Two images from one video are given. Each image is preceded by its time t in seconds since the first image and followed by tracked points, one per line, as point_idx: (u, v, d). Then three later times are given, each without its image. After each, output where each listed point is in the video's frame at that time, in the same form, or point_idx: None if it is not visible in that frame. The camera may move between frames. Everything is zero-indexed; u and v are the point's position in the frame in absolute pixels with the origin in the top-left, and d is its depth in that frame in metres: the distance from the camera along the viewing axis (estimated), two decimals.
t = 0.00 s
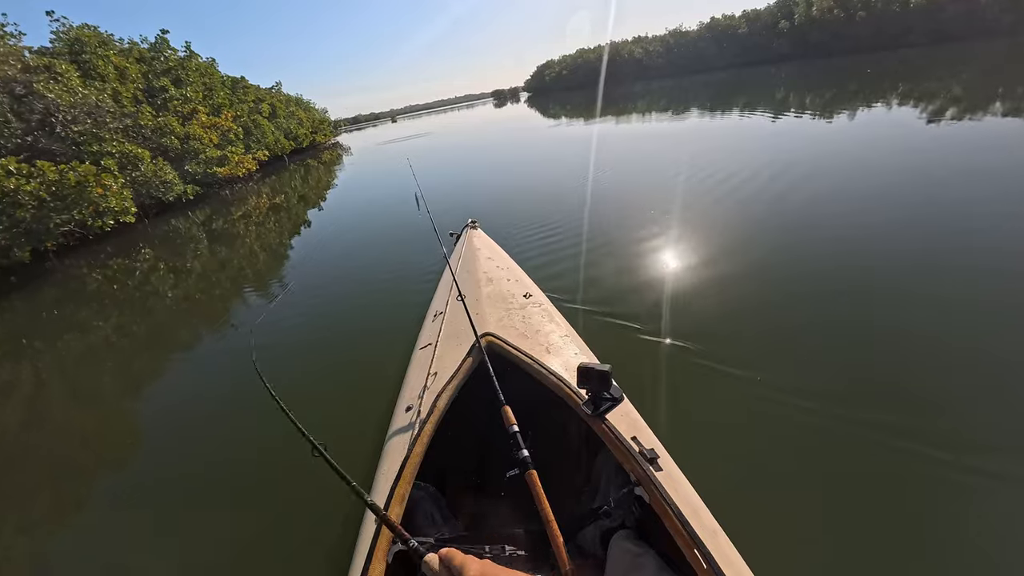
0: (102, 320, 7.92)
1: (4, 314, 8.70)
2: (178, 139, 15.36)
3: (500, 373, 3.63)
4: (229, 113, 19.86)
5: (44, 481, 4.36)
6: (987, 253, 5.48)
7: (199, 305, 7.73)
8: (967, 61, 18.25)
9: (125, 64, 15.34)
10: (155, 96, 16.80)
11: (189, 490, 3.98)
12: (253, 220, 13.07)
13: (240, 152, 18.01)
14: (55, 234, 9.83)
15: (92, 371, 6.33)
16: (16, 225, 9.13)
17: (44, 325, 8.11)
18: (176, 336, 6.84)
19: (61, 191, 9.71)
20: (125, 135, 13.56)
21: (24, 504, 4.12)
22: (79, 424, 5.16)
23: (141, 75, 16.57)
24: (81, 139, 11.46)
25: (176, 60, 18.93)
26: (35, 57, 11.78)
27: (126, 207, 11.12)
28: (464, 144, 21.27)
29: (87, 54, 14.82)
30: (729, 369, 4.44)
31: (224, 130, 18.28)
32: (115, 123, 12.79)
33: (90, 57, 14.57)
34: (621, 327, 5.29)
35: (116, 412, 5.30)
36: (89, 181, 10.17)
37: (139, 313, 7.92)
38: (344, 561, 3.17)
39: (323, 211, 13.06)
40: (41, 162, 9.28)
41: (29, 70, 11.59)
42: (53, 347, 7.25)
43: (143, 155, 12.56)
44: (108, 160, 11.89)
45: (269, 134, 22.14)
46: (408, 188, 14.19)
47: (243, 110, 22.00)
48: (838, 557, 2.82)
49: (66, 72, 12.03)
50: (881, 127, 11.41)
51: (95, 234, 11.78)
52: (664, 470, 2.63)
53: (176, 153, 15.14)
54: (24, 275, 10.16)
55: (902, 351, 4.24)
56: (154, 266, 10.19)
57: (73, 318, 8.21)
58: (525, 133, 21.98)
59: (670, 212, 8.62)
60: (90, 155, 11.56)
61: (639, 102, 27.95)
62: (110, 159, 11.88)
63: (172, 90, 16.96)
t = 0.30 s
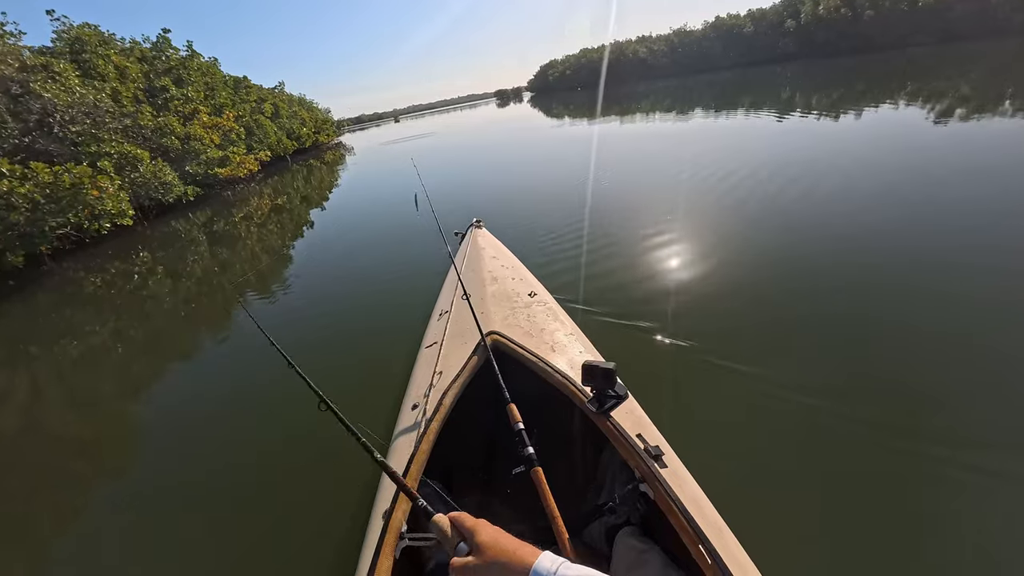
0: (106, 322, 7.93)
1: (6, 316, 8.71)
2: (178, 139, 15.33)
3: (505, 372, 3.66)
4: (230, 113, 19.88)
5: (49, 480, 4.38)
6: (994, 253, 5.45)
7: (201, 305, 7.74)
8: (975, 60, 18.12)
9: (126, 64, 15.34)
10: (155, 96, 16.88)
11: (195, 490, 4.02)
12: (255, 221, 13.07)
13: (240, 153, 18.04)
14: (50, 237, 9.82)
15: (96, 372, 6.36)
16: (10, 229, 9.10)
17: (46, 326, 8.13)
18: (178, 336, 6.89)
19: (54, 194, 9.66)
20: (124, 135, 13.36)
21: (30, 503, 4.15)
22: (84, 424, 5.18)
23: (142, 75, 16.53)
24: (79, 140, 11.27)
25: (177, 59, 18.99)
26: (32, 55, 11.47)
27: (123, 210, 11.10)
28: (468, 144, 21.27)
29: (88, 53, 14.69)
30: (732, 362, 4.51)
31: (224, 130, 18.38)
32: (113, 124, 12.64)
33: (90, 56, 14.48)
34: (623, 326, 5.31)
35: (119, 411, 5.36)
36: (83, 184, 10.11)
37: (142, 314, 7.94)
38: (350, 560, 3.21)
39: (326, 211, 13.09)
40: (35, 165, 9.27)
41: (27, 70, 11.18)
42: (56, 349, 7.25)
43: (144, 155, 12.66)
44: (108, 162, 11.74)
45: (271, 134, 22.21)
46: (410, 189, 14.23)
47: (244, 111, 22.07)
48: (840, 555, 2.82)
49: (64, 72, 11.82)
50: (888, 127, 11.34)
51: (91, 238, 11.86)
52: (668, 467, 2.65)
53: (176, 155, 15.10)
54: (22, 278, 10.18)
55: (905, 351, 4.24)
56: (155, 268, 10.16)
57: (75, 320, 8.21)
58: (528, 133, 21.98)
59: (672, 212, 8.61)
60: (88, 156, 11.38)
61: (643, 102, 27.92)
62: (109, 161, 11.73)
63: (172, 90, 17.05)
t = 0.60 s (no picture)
0: (103, 325, 7.90)
1: (2, 321, 8.67)
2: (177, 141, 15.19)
3: (506, 372, 3.67)
4: (230, 113, 19.84)
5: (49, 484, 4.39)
6: (997, 254, 5.43)
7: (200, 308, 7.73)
8: (982, 60, 18.00)
9: (123, 64, 15.31)
10: (153, 96, 16.83)
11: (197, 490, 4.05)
12: (254, 223, 12.96)
13: (239, 154, 17.98)
14: (39, 241, 9.81)
15: (94, 375, 6.35)
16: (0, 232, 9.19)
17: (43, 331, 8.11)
18: (177, 337, 6.91)
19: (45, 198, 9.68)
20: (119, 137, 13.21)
21: (31, 505, 4.17)
22: (85, 427, 5.19)
23: (140, 75, 16.49)
24: (73, 141, 11.32)
25: (176, 59, 19.03)
26: (26, 54, 11.49)
27: (115, 213, 11.10)
28: (469, 144, 21.27)
29: (85, 53, 14.57)
30: (728, 364, 4.50)
31: (222, 130, 18.28)
32: (110, 125, 12.57)
33: (87, 56, 14.46)
34: (624, 327, 5.31)
35: (119, 411, 5.39)
36: (75, 187, 10.15)
37: (138, 319, 7.88)
38: (351, 561, 3.22)
39: (327, 212, 13.10)
40: (25, 168, 9.35)
41: (20, 69, 11.25)
42: (51, 354, 7.21)
43: (139, 156, 12.54)
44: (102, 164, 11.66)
45: (271, 134, 22.24)
46: (411, 189, 14.23)
47: (244, 111, 22.12)
48: (839, 556, 2.83)
49: (58, 71, 11.81)
50: (893, 128, 11.27)
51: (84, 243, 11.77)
52: (668, 468, 2.66)
53: (174, 156, 14.89)
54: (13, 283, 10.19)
55: (906, 351, 4.24)
56: (150, 273, 10.10)
57: (70, 325, 8.15)
58: (530, 133, 21.97)
59: (673, 212, 8.61)
60: (82, 158, 11.34)
61: (645, 102, 27.89)
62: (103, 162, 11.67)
63: (171, 89, 17.04)
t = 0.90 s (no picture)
0: (97, 329, 7.85)
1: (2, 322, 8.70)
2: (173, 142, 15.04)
3: (507, 371, 3.67)
4: (229, 113, 19.76)
5: (48, 488, 4.39)
6: (1002, 254, 5.40)
7: (198, 310, 7.71)
8: (989, 60, 17.88)
9: (120, 63, 15.41)
10: (150, 96, 16.50)
11: (199, 490, 4.06)
12: (253, 225, 12.90)
13: (238, 155, 17.96)
14: (30, 246, 9.78)
15: (90, 379, 6.32)
16: None
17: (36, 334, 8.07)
18: (177, 338, 6.93)
19: (34, 201, 9.67)
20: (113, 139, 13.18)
21: (30, 509, 4.16)
22: (84, 430, 5.19)
23: (136, 75, 16.26)
24: (66, 142, 11.29)
25: (174, 59, 19.04)
26: (18, 53, 11.51)
27: (108, 217, 11.07)
28: (471, 144, 21.24)
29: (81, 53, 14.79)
30: (737, 368, 4.44)
31: (220, 130, 18.18)
32: (105, 125, 12.63)
33: (83, 57, 14.60)
34: (625, 327, 5.31)
35: (120, 412, 5.41)
36: (64, 191, 10.13)
37: (134, 321, 7.85)
38: (352, 559, 3.24)
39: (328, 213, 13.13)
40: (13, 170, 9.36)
41: (13, 68, 11.27)
42: (44, 358, 7.16)
43: (136, 158, 12.62)
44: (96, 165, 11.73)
45: (272, 135, 22.30)
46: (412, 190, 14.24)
47: (244, 111, 22.18)
48: (840, 555, 2.82)
49: (52, 72, 11.92)
50: (896, 128, 11.21)
51: (75, 248, 11.66)
52: (669, 468, 2.65)
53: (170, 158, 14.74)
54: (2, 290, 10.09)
55: (905, 349, 4.25)
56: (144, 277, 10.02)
57: (63, 330, 8.07)
58: (532, 133, 21.99)
59: (675, 212, 8.61)
60: (76, 159, 11.36)
61: (648, 103, 27.86)
62: (96, 163, 11.73)
63: (169, 89, 16.71)
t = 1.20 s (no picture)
0: (95, 331, 7.74)
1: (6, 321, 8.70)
2: (175, 143, 15.00)
3: (514, 370, 3.67)
4: (231, 113, 19.89)
5: (47, 489, 4.31)
6: (1012, 253, 5.38)
7: (198, 312, 7.63)
8: (998, 60, 17.76)
9: (120, 62, 15.28)
10: (151, 95, 16.47)
11: (205, 489, 4.04)
12: (256, 226, 12.89)
13: (240, 156, 18.11)
14: (23, 250, 9.44)
15: (87, 382, 6.22)
16: None
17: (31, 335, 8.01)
18: (180, 336, 6.96)
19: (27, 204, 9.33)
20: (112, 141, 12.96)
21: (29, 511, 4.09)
22: (82, 433, 5.10)
23: (138, 74, 16.33)
24: (64, 143, 11.04)
25: (176, 58, 19.13)
26: (13, 51, 11.25)
27: (104, 220, 10.94)
28: (474, 145, 21.20)
29: (82, 52, 14.79)
30: (745, 368, 4.41)
31: (221, 130, 18.30)
32: (105, 126, 12.50)
33: (84, 55, 14.50)
34: (630, 326, 5.31)
35: (124, 409, 5.42)
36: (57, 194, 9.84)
37: (136, 321, 7.85)
38: (362, 554, 3.26)
39: (332, 213, 13.19)
40: (5, 171, 8.98)
41: (10, 66, 11.06)
42: (38, 361, 7.02)
43: (135, 159, 12.48)
44: (94, 166, 11.52)
45: (275, 135, 22.41)
46: (415, 190, 14.27)
47: (247, 111, 22.27)
48: (850, 554, 2.80)
49: (50, 71, 11.75)
50: (904, 128, 11.12)
51: (71, 251, 11.51)
52: (678, 468, 2.64)
53: (172, 159, 14.91)
54: None
55: (911, 348, 4.23)
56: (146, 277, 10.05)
57: (61, 331, 7.99)
58: (535, 133, 21.99)
59: (678, 211, 8.62)
60: (74, 162, 11.12)
61: (653, 102, 27.79)
62: (95, 163, 11.51)
63: (170, 89, 16.76)
